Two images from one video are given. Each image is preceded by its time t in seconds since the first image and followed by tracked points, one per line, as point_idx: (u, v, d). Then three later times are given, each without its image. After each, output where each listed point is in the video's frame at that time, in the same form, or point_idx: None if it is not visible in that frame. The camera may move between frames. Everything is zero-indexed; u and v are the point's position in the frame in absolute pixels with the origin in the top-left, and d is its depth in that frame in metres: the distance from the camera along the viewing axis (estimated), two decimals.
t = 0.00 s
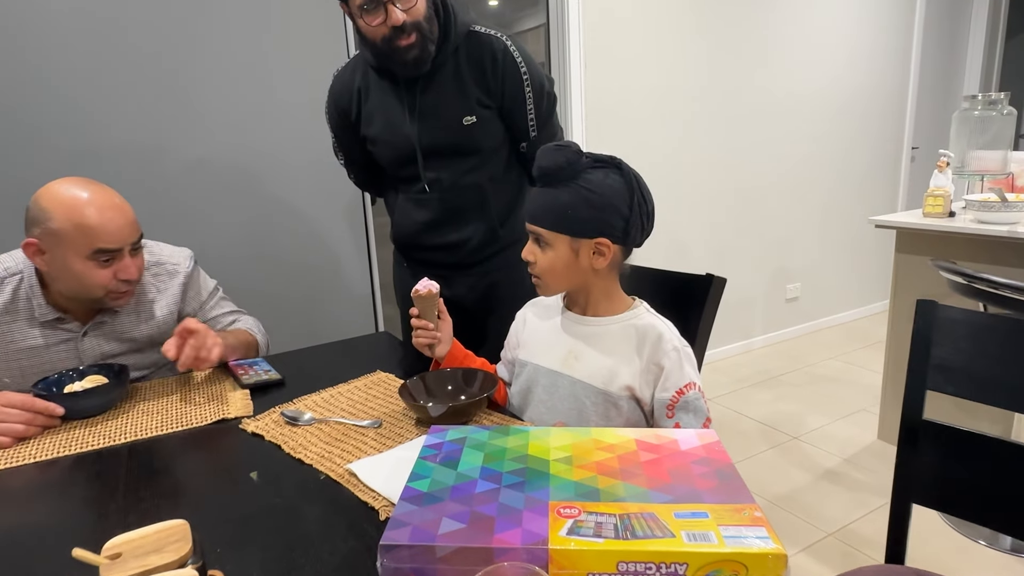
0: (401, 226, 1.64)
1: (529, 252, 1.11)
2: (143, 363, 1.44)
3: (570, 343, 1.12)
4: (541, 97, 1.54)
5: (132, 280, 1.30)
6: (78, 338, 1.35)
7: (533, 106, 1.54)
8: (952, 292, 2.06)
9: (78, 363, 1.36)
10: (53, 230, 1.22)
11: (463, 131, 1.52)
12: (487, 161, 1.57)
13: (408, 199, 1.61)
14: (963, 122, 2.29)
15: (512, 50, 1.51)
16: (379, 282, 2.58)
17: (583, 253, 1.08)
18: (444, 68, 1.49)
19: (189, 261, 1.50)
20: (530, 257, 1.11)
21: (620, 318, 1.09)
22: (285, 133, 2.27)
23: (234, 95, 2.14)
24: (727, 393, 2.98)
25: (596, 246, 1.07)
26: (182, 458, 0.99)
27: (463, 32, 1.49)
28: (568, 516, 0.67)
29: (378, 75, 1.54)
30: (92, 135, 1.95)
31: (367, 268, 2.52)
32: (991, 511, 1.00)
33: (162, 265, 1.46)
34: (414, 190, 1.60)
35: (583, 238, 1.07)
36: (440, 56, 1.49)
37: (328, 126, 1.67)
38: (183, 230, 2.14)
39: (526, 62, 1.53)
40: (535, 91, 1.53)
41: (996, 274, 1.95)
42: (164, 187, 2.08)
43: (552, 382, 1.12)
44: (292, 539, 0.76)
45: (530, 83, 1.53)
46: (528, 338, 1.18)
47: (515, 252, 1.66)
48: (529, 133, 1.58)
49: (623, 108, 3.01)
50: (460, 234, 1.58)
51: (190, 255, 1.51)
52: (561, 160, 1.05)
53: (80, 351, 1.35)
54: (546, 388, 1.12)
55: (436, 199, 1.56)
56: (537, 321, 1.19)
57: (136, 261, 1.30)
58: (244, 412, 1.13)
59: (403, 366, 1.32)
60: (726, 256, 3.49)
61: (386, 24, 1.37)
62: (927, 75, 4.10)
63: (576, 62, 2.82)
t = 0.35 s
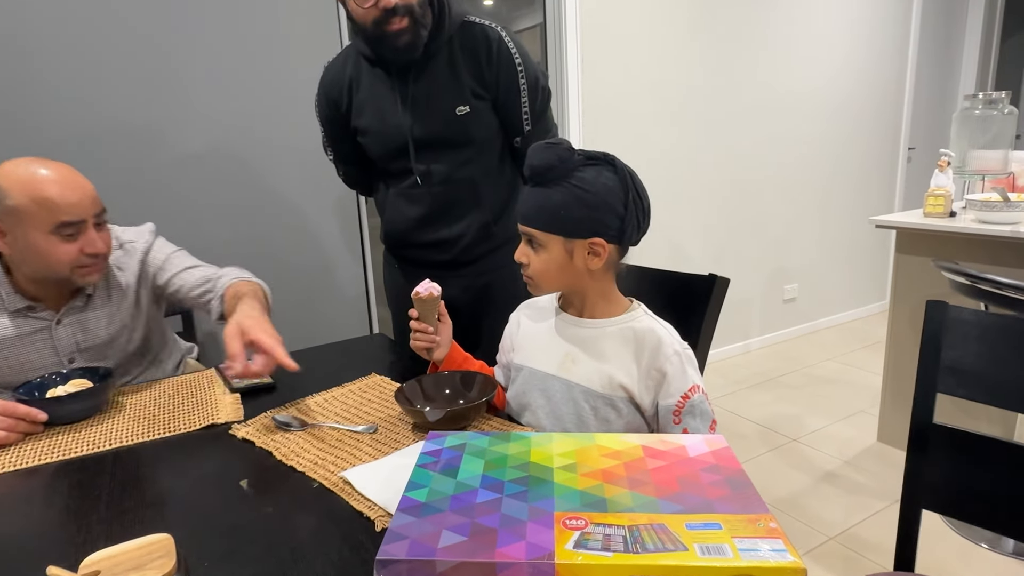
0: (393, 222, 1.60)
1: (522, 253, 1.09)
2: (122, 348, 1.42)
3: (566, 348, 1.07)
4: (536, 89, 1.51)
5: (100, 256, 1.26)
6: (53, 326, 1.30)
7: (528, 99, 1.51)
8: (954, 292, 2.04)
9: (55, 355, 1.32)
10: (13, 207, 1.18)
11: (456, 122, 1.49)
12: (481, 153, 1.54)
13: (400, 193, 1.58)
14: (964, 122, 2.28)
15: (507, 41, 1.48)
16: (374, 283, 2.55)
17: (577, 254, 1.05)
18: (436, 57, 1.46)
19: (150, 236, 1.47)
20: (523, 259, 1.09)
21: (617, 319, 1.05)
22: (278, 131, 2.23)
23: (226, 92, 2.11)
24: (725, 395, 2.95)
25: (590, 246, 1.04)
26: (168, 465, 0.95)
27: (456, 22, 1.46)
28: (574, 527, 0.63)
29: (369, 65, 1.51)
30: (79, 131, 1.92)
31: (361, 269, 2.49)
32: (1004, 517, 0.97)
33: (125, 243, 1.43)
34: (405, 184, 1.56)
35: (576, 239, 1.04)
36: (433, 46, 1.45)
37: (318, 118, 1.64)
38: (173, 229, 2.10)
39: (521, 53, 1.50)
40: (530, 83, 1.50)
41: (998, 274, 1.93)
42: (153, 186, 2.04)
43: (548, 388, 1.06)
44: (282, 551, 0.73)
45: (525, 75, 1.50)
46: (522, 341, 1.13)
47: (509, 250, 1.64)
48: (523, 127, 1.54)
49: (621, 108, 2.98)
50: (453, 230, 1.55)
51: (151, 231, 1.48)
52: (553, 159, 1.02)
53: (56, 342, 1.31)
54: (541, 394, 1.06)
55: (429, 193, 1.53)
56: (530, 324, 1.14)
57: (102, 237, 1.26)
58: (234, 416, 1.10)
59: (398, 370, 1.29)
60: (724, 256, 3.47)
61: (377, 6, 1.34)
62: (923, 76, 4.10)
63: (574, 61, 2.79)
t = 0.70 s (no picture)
0: (374, 226, 1.56)
1: (547, 274, 0.93)
2: (82, 352, 1.37)
3: (553, 358, 1.00)
4: (520, 92, 1.50)
5: (38, 243, 1.22)
6: (8, 330, 1.29)
7: (513, 102, 1.49)
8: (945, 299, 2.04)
9: (12, 360, 1.30)
10: None
11: (440, 123, 1.46)
12: (465, 156, 1.51)
13: (382, 197, 1.54)
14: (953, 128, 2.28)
15: (491, 41, 1.46)
16: (360, 289, 2.50)
17: (603, 252, 0.98)
18: (418, 57, 1.43)
19: (112, 241, 1.41)
20: (549, 280, 0.93)
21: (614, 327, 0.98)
22: (263, 135, 2.20)
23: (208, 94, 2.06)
24: (716, 403, 2.93)
25: (614, 240, 0.98)
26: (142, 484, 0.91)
27: (439, 22, 1.43)
28: (569, 555, 0.60)
29: (349, 65, 1.47)
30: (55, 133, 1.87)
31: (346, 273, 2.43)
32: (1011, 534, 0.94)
33: (85, 248, 1.39)
34: (388, 188, 1.53)
35: (602, 237, 0.96)
36: (414, 45, 1.42)
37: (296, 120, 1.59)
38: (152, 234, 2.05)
39: (506, 55, 1.48)
40: (514, 85, 1.49)
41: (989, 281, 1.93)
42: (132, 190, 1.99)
43: (537, 400, 0.98)
44: None
45: (509, 77, 1.48)
46: (509, 350, 1.05)
47: (495, 255, 1.61)
48: (508, 129, 1.52)
49: (612, 112, 2.97)
50: (437, 235, 1.52)
51: (113, 234, 1.43)
52: (562, 164, 0.93)
53: (12, 346, 1.29)
54: (530, 406, 0.99)
55: (412, 197, 1.50)
56: (517, 330, 1.06)
57: (38, 223, 1.23)
58: (211, 431, 1.05)
59: (384, 381, 1.25)
60: (714, 262, 3.46)
61: (357, 4, 1.32)
62: (909, 84, 4.13)
63: (565, 65, 2.77)
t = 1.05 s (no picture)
0: (355, 215, 1.47)
1: (552, 255, 0.84)
2: (44, 341, 1.29)
3: (547, 347, 0.91)
4: (509, 71, 1.43)
5: None
6: None
7: (501, 82, 1.42)
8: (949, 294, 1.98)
9: None
10: None
11: (424, 102, 1.38)
12: (452, 138, 1.43)
13: (362, 184, 1.45)
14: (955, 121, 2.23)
15: (478, 16, 1.38)
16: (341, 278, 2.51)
17: (608, 231, 0.90)
18: (400, 32, 1.34)
19: (74, 231, 1.29)
20: (554, 261, 0.84)
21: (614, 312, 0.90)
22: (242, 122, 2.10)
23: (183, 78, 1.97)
24: (710, 403, 2.86)
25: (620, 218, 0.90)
26: (87, 486, 0.81)
27: None
28: (565, 566, 0.51)
29: (326, 41, 1.38)
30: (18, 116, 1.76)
31: (329, 270, 2.46)
32: None
33: (41, 237, 1.26)
34: (369, 174, 1.44)
35: (610, 212, 0.88)
36: (396, 18, 1.33)
37: (268, 100, 1.49)
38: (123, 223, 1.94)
39: (493, 31, 1.40)
40: (503, 64, 1.41)
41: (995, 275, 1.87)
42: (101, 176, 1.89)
43: (528, 392, 0.90)
44: None
45: (498, 54, 1.40)
46: (497, 338, 0.96)
47: (483, 245, 1.53)
48: (496, 111, 1.45)
49: (606, 105, 2.89)
50: (422, 223, 1.43)
51: (77, 222, 1.29)
52: (571, 131, 0.84)
53: None
54: (519, 398, 0.90)
55: (395, 182, 1.41)
56: (506, 316, 0.97)
57: None
58: (171, 428, 0.95)
59: (364, 375, 1.16)
60: (708, 261, 3.39)
61: None
62: (903, 82, 4.10)
63: (557, 55, 2.69)
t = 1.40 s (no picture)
0: (344, 193, 1.38)
1: (566, 207, 0.80)
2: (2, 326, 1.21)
3: (549, 320, 0.86)
4: (510, 39, 1.34)
5: None
6: None
7: (501, 51, 1.34)
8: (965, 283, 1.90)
9: None
10: None
11: (419, 71, 1.29)
12: (448, 110, 1.34)
13: (352, 159, 1.37)
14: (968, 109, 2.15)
15: None
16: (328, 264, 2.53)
17: (621, 187, 0.86)
18: None
19: (33, 202, 1.22)
20: (568, 214, 0.80)
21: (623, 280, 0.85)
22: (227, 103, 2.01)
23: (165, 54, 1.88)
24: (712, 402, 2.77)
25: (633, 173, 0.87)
26: (29, 470, 0.72)
27: None
28: (573, 556, 0.42)
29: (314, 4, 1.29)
30: None
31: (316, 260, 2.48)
32: None
33: None
34: (359, 148, 1.35)
35: (623, 167, 0.84)
36: None
37: (250, 69, 1.40)
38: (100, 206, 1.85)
39: None
40: (503, 33, 1.33)
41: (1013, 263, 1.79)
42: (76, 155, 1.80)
43: (528, 370, 0.84)
44: None
45: (498, 22, 1.32)
46: (494, 314, 0.90)
47: (481, 226, 1.45)
48: (496, 82, 1.37)
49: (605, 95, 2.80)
50: (416, 201, 1.35)
51: (39, 194, 1.24)
52: (590, 71, 0.80)
53: None
54: (520, 377, 0.84)
55: (387, 157, 1.33)
56: (503, 291, 0.91)
57: None
58: (131, 411, 0.86)
59: (348, 358, 1.07)
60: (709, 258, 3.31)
61: None
62: (905, 78, 4.04)
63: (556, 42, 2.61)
